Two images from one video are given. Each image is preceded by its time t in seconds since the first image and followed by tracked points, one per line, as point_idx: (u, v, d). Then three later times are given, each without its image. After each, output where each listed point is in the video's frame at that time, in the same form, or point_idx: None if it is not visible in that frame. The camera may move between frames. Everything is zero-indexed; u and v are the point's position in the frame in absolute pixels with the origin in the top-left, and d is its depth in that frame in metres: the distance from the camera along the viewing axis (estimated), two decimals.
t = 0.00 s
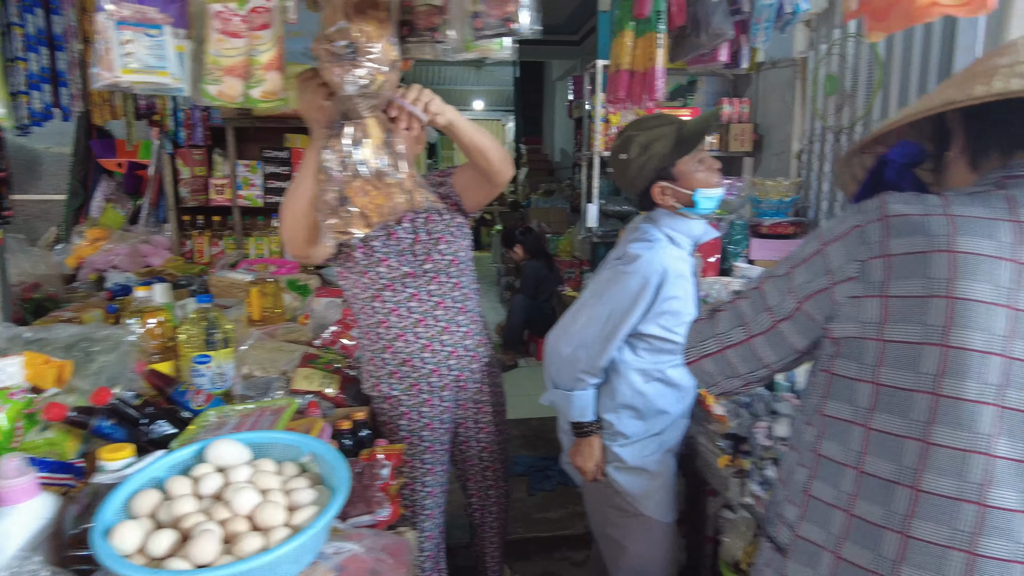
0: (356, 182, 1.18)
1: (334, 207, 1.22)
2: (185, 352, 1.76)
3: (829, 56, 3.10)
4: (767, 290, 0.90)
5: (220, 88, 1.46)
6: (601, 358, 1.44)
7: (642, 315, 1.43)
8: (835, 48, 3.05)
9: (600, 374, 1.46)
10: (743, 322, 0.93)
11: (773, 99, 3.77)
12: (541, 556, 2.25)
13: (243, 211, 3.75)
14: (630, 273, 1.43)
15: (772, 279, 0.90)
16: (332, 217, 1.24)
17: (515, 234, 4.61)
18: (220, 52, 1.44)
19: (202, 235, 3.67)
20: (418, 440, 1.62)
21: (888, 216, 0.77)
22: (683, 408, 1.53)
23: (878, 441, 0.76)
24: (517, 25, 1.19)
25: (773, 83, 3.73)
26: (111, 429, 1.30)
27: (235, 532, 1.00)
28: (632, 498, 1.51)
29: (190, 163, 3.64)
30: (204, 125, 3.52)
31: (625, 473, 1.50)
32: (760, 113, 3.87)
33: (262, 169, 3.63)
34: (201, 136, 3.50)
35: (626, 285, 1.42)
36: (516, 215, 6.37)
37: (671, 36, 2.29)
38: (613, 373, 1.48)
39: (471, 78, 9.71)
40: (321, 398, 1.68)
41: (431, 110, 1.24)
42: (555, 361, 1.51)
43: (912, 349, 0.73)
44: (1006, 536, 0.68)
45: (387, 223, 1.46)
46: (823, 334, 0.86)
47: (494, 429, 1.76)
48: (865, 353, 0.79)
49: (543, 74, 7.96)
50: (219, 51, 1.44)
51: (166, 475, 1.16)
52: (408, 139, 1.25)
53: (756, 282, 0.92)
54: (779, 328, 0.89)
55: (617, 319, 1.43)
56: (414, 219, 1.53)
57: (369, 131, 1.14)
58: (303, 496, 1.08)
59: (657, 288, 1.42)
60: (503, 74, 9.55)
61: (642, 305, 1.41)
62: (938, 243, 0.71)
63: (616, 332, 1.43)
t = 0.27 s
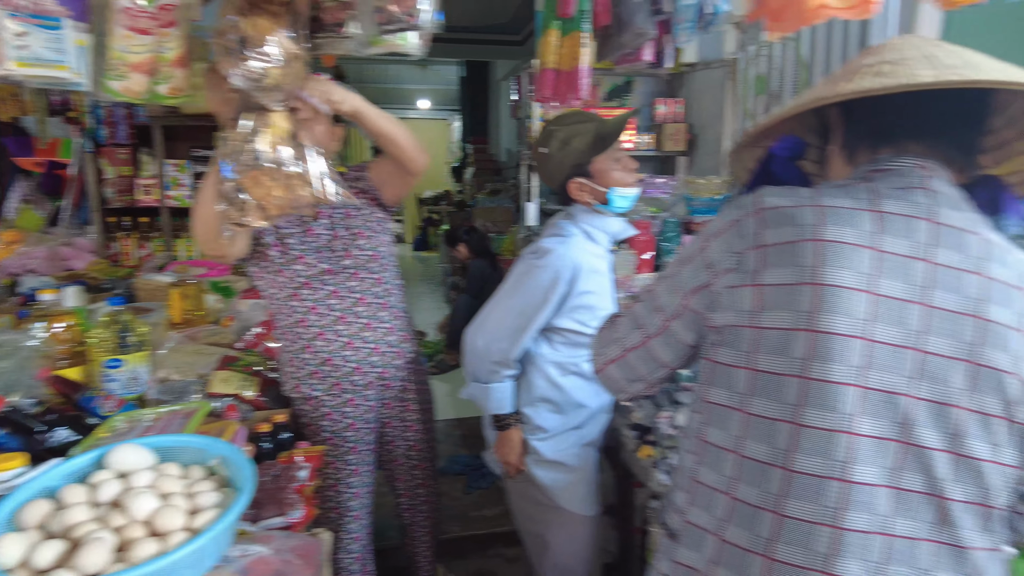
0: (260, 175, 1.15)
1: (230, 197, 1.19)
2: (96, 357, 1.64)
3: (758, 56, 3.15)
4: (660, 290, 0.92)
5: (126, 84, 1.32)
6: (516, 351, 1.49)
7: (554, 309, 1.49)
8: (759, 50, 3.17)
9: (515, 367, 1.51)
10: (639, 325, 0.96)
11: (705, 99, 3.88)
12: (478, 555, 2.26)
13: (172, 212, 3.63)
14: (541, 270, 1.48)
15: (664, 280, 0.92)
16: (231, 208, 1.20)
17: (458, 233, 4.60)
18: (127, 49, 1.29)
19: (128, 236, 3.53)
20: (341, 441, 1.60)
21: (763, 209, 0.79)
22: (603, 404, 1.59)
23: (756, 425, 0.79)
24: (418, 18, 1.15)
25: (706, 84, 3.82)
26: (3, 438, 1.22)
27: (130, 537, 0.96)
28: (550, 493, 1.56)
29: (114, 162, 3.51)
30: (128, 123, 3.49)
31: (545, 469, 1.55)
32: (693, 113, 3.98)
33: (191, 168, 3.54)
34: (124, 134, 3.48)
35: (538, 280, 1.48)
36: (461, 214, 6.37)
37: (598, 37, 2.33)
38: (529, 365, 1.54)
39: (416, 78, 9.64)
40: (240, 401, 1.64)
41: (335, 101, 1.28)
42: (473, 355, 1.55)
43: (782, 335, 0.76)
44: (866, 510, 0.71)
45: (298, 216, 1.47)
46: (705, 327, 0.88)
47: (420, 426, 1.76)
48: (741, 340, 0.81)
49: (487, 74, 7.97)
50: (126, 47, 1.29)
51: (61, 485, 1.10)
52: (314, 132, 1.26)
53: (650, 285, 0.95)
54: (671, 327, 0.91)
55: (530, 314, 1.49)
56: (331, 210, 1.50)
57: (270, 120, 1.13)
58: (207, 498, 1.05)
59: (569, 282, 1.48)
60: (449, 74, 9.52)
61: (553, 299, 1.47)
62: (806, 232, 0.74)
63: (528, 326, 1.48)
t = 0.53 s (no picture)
0: (162, 171, 1.10)
1: (132, 196, 1.11)
2: None
3: (675, 59, 3.28)
4: (566, 278, 0.96)
5: (21, 76, 1.14)
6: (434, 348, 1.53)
7: (473, 309, 1.52)
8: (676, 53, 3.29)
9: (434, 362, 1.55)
10: (548, 312, 0.99)
11: (626, 99, 4.00)
12: (408, 556, 2.26)
13: (77, 213, 3.41)
14: (461, 271, 1.50)
15: (569, 267, 0.96)
16: (133, 207, 1.13)
17: (386, 233, 4.55)
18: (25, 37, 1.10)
19: (26, 239, 3.29)
20: (259, 445, 1.56)
21: (656, 201, 0.84)
22: (530, 395, 1.62)
23: (652, 405, 0.83)
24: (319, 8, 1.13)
25: (627, 85, 3.95)
26: None
27: (23, 554, 0.90)
28: (480, 481, 1.57)
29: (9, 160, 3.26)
30: (27, 118, 3.32)
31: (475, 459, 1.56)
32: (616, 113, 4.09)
33: (99, 167, 3.29)
34: (22, 130, 3.31)
35: (457, 281, 1.50)
36: (389, 215, 6.30)
37: (518, 36, 2.38)
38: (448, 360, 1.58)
39: (342, 76, 9.42)
40: (151, 407, 1.58)
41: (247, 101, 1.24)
42: (396, 350, 1.58)
43: (673, 319, 0.80)
44: (758, 481, 0.76)
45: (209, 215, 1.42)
46: (605, 313, 0.92)
47: (342, 427, 1.73)
48: (637, 324, 0.85)
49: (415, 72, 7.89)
50: (24, 36, 1.10)
51: None
52: (223, 132, 1.25)
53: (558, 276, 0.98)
54: (571, 310, 0.95)
55: (449, 313, 1.51)
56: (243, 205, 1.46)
57: (170, 117, 1.08)
58: (111, 507, 1.01)
59: (488, 283, 1.50)
60: (376, 73, 9.38)
61: (472, 300, 1.49)
62: (692, 222, 0.80)
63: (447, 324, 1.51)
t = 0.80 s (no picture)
0: (61, 171, 1.01)
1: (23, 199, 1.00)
2: None
3: (594, 61, 3.37)
4: (469, 267, 0.97)
5: None
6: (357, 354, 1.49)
7: (392, 309, 1.50)
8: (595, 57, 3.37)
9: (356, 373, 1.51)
10: (452, 303, 1.00)
11: (548, 102, 4.06)
12: (330, 562, 2.24)
13: None
14: (376, 271, 1.49)
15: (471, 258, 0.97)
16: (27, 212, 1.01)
17: (308, 233, 4.43)
18: None
19: None
20: (166, 454, 1.48)
21: (552, 197, 0.87)
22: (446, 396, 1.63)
23: (546, 393, 0.85)
24: None
25: (549, 86, 4.02)
26: None
27: None
28: (395, 487, 1.57)
29: None
30: None
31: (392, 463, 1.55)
32: (540, 115, 4.15)
33: None
34: None
35: (374, 282, 1.48)
36: (312, 215, 6.14)
37: (434, 35, 2.38)
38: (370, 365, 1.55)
39: (261, 73, 9.08)
40: (44, 419, 1.50)
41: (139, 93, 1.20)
42: (315, 360, 1.54)
43: (566, 309, 0.83)
44: (647, 464, 0.80)
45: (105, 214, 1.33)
46: (505, 305, 0.93)
47: (254, 433, 1.68)
48: (533, 315, 0.87)
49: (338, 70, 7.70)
50: None
51: None
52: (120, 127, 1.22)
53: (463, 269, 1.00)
54: (473, 300, 0.96)
55: (368, 315, 1.49)
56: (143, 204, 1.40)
57: (64, 113, 1.02)
58: None
59: (404, 281, 1.50)
60: (297, 70, 9.11)
61: (390, 299, 1.48)
62: (583, 217, 0.83)
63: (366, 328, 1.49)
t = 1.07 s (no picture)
0: None
1: None
2: None
3: (530, 59, 3.38)
4: (405, 258, 0.94)
5: None
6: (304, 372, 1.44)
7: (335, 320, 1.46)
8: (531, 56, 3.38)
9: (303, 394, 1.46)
10: (386, 292, 0.96)
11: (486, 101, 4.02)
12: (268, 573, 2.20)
13: None
14: (312, 282, 1.43)
15: (409, 250, 0.94)
16: None
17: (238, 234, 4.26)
18: None
19: None
20: (84, 469, 1.38)
21: (491, 187, 0.86)
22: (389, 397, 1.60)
23: (486, 384, 0.84)
24: None
25: (484, 85, 4.00)
26: None
27: None
28: (336, 493, 1.53)
29: None
30: None
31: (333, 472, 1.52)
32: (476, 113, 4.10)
33: None
34: None
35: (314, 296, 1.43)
36: (242, 215, 5.92)
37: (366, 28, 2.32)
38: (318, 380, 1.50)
39: (184, 68, 8.67)
40: None
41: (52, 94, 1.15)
42: (259, 385, 1.49)
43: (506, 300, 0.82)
44: (590, 453, 0.80)
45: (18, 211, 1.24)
46: (445, 296, 0.90)
47: (182, 442, 1.59)
48: (474, 307, 0.85)
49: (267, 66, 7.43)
50: None
51: None
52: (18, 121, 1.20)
53: (398, 256, 0.96)
54: (411, 292, 0.92)
55: (310, 330, 1.44)
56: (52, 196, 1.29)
57: None
58: None
59: (344, 288, 1.45)
60: (225, 66, 8.75)
61: (333, 309, 1.43)
62: (524, 207, 0.83)
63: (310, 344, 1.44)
